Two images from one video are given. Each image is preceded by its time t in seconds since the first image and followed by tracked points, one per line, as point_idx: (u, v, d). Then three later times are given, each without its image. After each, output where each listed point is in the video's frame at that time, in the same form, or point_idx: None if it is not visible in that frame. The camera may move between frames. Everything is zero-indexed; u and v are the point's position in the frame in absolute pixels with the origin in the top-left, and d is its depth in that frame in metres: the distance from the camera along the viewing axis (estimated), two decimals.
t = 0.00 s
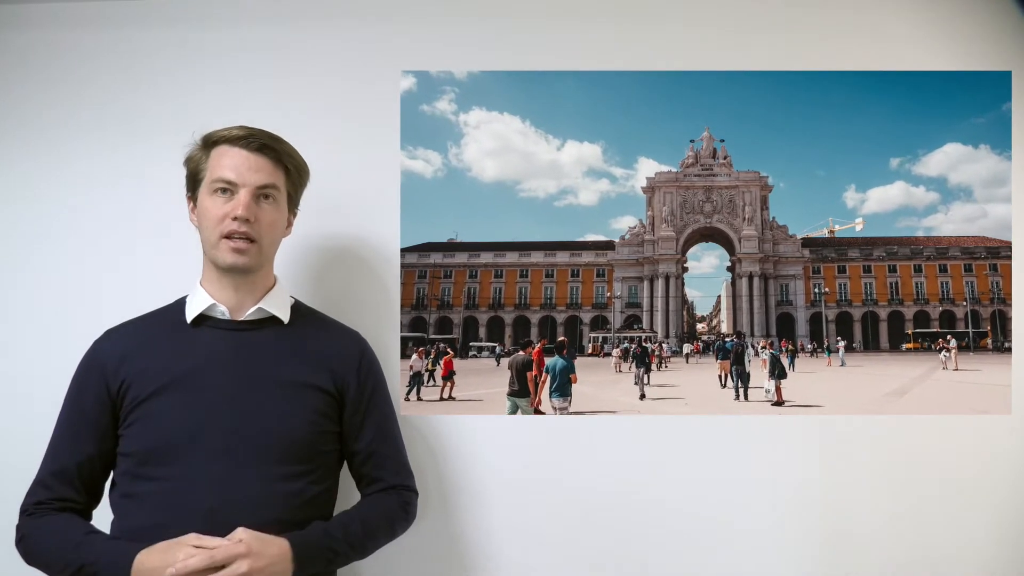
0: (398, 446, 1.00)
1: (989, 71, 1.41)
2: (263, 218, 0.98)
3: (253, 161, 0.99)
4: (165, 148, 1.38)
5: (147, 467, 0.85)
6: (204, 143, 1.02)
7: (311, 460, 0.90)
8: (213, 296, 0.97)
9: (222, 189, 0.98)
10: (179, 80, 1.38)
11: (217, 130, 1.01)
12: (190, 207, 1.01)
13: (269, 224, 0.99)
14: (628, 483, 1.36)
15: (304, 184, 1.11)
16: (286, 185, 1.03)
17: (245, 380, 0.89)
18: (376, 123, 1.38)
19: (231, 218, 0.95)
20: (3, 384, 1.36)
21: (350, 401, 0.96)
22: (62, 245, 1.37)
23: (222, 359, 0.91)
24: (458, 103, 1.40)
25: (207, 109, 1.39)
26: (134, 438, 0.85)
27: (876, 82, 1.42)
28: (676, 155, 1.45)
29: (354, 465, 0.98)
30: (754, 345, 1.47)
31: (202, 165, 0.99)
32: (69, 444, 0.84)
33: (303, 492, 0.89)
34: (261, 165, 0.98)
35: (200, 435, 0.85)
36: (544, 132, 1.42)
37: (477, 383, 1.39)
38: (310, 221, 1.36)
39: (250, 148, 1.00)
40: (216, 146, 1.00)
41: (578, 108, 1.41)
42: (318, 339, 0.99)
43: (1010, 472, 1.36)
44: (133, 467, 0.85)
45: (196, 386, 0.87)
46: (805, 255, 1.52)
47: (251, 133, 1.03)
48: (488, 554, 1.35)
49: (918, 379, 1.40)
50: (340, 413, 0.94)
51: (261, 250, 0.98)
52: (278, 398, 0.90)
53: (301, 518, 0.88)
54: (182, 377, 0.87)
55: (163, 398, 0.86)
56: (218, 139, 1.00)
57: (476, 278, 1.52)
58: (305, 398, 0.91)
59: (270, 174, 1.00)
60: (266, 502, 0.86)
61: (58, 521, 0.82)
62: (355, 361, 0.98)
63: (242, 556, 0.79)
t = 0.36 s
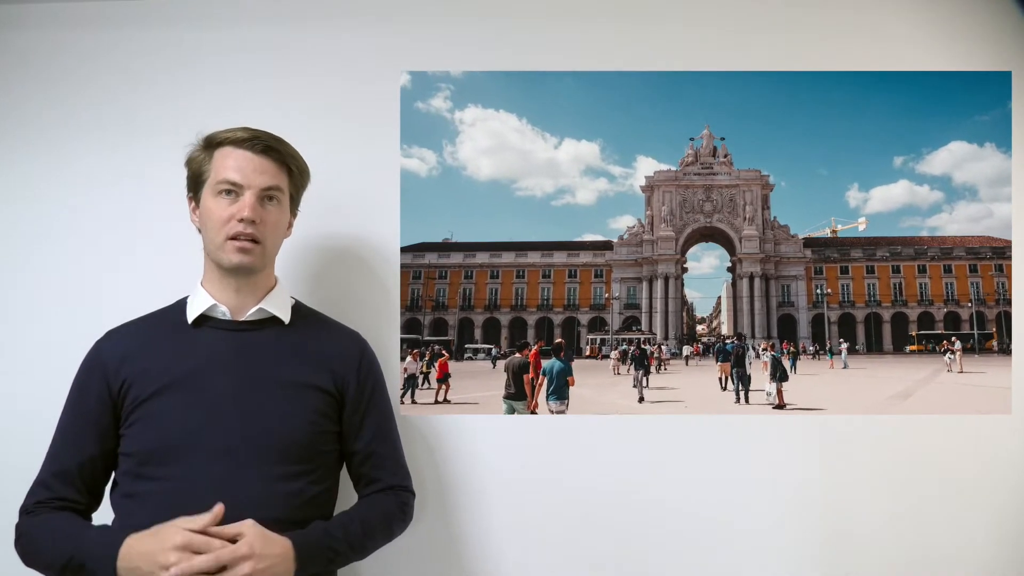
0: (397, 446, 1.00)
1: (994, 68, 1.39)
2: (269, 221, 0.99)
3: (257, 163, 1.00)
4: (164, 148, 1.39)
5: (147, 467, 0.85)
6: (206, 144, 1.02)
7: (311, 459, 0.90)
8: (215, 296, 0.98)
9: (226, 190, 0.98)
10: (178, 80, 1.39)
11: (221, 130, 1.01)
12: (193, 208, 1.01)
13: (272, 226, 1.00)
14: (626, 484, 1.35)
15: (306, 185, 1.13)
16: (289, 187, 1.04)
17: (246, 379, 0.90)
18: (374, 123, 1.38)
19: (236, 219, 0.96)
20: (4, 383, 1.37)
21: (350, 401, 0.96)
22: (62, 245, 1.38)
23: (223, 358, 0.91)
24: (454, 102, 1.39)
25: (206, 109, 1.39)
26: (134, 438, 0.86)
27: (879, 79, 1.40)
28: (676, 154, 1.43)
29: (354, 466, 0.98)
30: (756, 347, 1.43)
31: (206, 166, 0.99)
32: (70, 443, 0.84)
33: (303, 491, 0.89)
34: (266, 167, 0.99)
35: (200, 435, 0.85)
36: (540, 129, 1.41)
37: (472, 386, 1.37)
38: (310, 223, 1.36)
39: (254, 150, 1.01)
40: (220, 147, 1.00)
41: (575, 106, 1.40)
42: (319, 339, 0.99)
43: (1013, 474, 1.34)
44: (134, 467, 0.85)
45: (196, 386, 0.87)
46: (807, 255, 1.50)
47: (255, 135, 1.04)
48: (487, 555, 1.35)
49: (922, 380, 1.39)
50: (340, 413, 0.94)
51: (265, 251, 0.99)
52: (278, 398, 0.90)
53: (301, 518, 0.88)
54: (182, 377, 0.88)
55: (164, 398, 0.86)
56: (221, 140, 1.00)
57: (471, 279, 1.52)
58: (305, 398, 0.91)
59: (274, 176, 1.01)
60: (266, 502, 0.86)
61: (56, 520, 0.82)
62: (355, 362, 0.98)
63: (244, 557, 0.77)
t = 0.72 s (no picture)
0: (399, 444, 1.01)
1: (998, 65, 1.37)
2: (276, 227, 1.01)
3: (268, 168, 1.02)
4: (166, 148, 1.40)
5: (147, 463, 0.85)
6: (215, 146, 1.03)
7: (312, 458, 0.91)
8: (218, 296, 0.99)
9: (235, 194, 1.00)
10: (180, 80, 1.40)
11: (232, 134, 1.02)
12: (199, 208, 1.02)
13: (280, 231, 1.01)
14: (625, 484, 1.34)
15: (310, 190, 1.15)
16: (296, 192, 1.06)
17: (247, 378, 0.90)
18: (372, 122, 1.38)
19: (245, 224, 0.97)
20: (7, 380, 1.39)
21: (352, 400, 0.97)
22: (64, 245, 1.40)
23: (225, 356, 0.92)
24: (451, 101, 1.40)
25: (207, 109, 1.40)
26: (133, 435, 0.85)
27: (880, 78, 1.38)
28: (675, 152, 1.43)
29: (356, 464, 0.99)
30: (756, 349, 1.43)
31: (215, 169, 1.00)
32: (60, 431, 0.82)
33: (306, 490, 0.90)
34: (276, 174, 1.01)
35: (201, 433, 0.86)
36: (535, 128, 1.41)
37: (468, 388, 1.38)
38: (312, 223, 1.37)
39: (265, 156, 1.02)
40: (231, 150, 1.02)
41: (572, 105, 1.40)
42: (321, 338, 0.99)
43: (1015, 475, 1.32)
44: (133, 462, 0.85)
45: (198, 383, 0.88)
46: (809, 255, 1.50)
47: (264, 140, 1.06)
48: (485, 555, 1.35)
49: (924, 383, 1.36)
50: (341, 413, 0.95)
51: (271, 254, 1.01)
52: (280, 397, 0.91)
53: (302, 516, 0.90)
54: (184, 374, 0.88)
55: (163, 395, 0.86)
56: (232, 144, 1.01)
57: (468, 279, 1.52)
58: (307, 397, 0.92)
59: (284, 183, 1.02)
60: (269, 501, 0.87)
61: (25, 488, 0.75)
62: (357, 361, 0.99)
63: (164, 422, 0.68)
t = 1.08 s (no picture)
0: (399, 445, 1.02)
1: (1000, 62, 1.35)
2: (278, 229, 1.01)
3: (271, 171, 1.03)
4: (166, 148, 1.41)
5: (147, 461, 0.84)
6: (217, 147, 1.03)
7: (312, 459, 0.92)
8: (220, 297, 1.00)
9: (238, 196, 1.00)
10: (181, 81, 1.40)
11: (236, 135, 1.03)
12: (200, 209, 1.02)
13: (282, 234, 1.02)
14: (623, 484, 1.34)
15: (310, 190, 1.16)
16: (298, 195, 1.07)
17: (248, 377, 0.91)
18: (370, 121, 1.38)
19: (247, 225, 0.97)
20: (6, 380, 1.40)
21: (352, 400, 0.98)
22: (64, 245, 1.41)
23: (225, 355, 0.92)
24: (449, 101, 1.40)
25: (205, 110, 1.40)
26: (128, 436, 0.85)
27: (880, 76, 1.37)
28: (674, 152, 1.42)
29: (355, 464, 1.00)
30: (757, 350, 1.44)
31: (216, 170, 1.01)
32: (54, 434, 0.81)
33: (305, 489, 0.91)
34: (280, 177, 1.02)
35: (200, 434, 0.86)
36: (533, 127, 1.41)
37: (467, 390, 1.37)
38: (313, 223, 1.37)
39: (269, 158, 1.03)
40: (234, 152, 1.02)
41: (570, 104, 1.40)
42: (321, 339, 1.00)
43: (1016, 476, 1.31)
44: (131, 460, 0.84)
45: (197, 383, 0.88)
46: (809, 255, 1.50)
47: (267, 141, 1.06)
48: (485, 555, 1.34)
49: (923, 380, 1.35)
50: (342, 413, 0.96)
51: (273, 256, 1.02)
52: (280, 397, 0.91)
53: (301, 516, 0.90)
54: (183, 374, 0.88)
55: (162, 393, 0.86)
56: (235, 145, 1.02)
57: (466, 279, 1.52)
58: (308, 397, 0.92)
59: (287, 185, 1.03)
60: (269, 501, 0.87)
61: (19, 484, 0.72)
62: (357, 362, 1.00)
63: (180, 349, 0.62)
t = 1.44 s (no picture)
0: (399, 444, 1.06)
1: (995, 64, 1.37)
2: (272, 227, 1.00)
3: (264, 168, 1.00)
4: (164, 149, 1.39)
5: (146, 465, 0.91)
6: (209, 146, 1.02)
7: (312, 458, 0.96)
8: (216, 296, 1.01)
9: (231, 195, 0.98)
10: (179, 80, 1.39)
11: (227, 133, 1.01)
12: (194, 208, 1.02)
13: (276, 231, 1.00)
14: (624, 482, 1.35)
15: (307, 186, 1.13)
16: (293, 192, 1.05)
17: (248, 378, 0.94)
18: (371, 122, 1.38)
19: (241, 224, 0.96)
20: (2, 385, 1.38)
21: (352, 399, 1.01)
22: (61, 248, 1.39)
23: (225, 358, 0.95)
24: (451, 101, 1.39)
25: (202, 109, 1.39)
26: (134, 436, 0.91)
27: (876, 78, 1.38)
28: (675, 150, 1.41)
29: (358, 460, 1.05)
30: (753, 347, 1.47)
31: (209, 169, 1.00)
32: (71, 440, 0.90)
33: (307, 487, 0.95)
34: (272, 175, 0.99)
35: (201, 435, 0.90)
36: (533, 128, 1.41)
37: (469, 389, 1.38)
38: (309, 221, 1.36)
39: (261, 155, 1.00)
40: (225, 149, 1.00)
41: (573, 104, 1.40)
42: (321, 341, 1.03)
43: (1011, 472, 1.33)
44: (134, 464, 0.91)
45: (197, 386, 0.92)
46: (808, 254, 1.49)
47: (260, 137, 1.03)
48: (487, 555, 1.35)
49: (925, 377, 1.35)
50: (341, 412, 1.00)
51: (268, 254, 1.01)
52: (279, 398, 0.94)
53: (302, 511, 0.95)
54: (184, 377, 0.92)
55: (163, 397, 0.91)
56: (227, 143, 1.00)
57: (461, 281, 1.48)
58: (305, 398, 0.96)
59: (280, 183, 1.01)
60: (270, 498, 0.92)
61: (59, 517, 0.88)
62: (356, 364, 1.03)
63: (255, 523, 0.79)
